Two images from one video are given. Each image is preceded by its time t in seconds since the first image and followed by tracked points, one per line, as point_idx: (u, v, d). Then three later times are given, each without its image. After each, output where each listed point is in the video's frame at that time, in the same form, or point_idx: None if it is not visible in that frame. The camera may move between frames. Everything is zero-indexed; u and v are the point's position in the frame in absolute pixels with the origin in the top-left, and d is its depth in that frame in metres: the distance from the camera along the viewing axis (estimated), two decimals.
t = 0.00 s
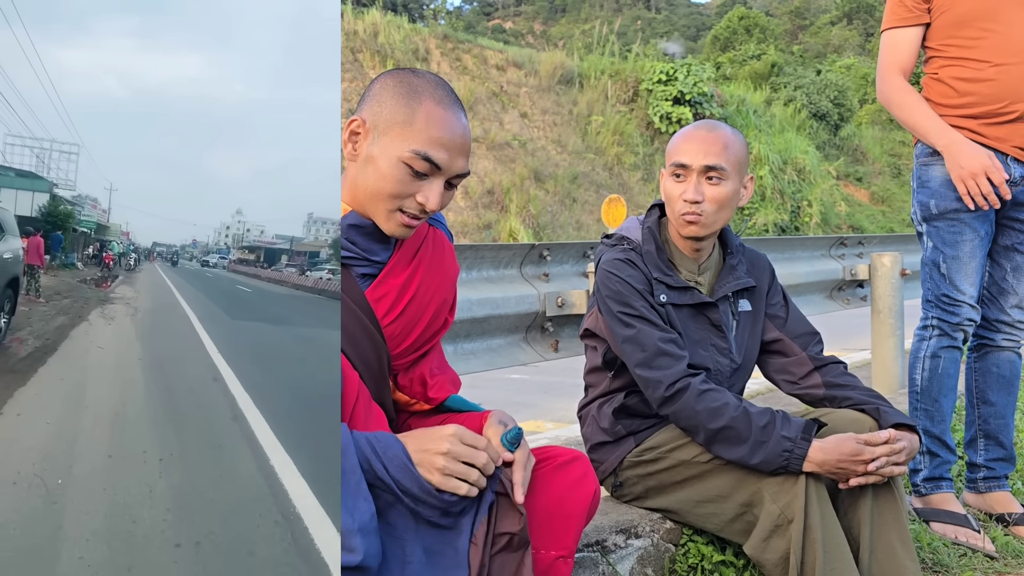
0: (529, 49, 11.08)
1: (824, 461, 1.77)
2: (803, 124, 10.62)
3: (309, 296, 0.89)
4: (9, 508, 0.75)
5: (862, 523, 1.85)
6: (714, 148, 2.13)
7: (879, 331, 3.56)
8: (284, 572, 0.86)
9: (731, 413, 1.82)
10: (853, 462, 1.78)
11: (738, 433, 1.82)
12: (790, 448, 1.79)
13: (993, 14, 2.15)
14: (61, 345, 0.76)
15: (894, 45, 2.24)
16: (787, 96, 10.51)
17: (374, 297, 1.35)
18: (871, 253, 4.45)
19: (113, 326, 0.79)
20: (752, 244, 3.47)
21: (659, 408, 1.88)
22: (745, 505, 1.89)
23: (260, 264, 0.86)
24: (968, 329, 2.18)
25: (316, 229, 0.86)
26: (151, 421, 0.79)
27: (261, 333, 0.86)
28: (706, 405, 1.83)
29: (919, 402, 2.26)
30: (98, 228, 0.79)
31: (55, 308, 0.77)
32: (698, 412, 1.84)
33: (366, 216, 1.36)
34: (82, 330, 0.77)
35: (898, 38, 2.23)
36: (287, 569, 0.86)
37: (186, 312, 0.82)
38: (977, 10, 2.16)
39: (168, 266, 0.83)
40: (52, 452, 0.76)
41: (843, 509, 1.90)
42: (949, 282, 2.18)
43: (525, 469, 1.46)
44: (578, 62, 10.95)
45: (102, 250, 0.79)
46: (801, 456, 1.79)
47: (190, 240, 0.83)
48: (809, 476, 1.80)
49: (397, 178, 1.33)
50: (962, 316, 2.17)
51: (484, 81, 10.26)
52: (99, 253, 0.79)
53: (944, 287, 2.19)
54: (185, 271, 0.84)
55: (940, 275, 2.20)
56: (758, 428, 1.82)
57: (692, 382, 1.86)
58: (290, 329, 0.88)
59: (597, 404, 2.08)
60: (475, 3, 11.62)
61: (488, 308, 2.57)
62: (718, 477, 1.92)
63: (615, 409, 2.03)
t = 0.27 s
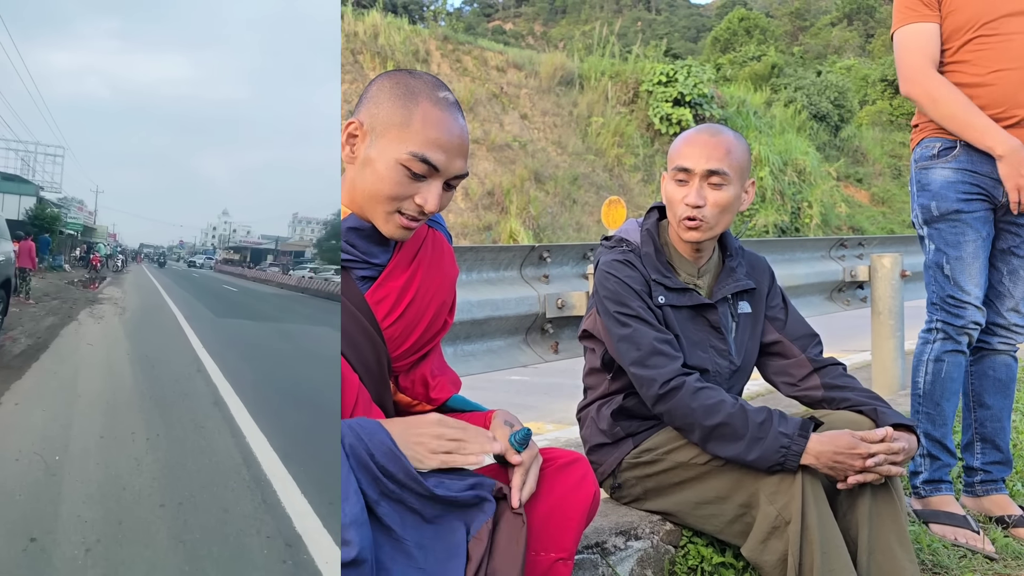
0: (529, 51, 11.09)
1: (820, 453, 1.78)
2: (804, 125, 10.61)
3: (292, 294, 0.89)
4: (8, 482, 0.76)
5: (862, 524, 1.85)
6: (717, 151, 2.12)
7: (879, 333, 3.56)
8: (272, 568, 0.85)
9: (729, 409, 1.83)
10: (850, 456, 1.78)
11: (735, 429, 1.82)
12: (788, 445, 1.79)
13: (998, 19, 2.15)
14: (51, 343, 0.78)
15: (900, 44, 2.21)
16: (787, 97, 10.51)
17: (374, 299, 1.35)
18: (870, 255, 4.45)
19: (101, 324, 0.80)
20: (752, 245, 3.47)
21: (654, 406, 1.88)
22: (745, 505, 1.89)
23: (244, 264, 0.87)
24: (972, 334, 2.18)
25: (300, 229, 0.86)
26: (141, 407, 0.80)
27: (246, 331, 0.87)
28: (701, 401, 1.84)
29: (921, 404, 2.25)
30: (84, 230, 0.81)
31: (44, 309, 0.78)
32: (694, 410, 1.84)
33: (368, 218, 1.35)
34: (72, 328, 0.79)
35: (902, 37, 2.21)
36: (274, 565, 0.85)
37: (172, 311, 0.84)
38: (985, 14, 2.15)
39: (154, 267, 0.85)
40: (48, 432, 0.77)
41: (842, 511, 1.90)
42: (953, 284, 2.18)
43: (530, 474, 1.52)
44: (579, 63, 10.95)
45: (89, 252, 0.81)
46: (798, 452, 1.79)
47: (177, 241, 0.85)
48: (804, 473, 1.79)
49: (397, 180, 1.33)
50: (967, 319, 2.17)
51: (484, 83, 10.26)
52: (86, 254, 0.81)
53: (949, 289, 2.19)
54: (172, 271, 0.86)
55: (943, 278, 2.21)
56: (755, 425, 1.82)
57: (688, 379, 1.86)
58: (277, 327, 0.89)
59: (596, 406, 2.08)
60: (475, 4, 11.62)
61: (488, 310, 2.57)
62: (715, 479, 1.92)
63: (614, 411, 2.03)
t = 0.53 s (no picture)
0: (529, 51, 11.08)
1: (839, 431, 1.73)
2: (803, 125, 10.61)
3: (261, 290, 0.89)
4: None
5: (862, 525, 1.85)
6: (722, 151, 2.11)
7: (879, 333, 3.56)
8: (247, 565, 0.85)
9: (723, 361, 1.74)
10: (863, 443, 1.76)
11: (729, 382, 1.72)
12: (786, 385, 1.71)
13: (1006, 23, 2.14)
14: (23, 340, 0.78)
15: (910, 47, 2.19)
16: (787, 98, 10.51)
17: (374, 300, 1.35)
18: (870, 256, 4.45)
19: (71, 323, 0.80)
20: (752, 246, 3.47)
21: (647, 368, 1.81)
22: (743, 505, 1.88)
23: (213, 262, 0.87)
24: (996, 321, 2.12)
25: (268, 227, 0.86)
26: (111, 399, 0.80)
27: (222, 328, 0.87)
28: (695, 357, 1.76)
29: (947, 400, 2.22)
30: (52, 230, 0.81)
31: (14, 309, 0.78)
32: (688, 364, 1.76)
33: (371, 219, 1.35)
34: (42, 327, 0.79)
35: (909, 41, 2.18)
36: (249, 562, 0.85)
37: (142, 307, 0.84)
38: (995, 18, 2.14)
39: (124, 266, 0.85)
40: (22, 421, 0.77)
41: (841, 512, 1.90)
42: (973, 266, 2.12)
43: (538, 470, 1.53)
44: (579, 64, 10.95)
45: (57, 252, 0.81)
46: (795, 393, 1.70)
47: (147, 241, 0.85)
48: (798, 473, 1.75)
49: (398, 181, 1.33)
50: (987, 305, 2.11)
51: (484, 83, 10.26)
52: (54, 255, 0.81)
53: (968, 273, 2.13)
54: (142, 271, 0.86)
55: (963, 263, 2.14)
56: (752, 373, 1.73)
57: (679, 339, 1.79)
58: (248, 323, 0.88)
59: (596, 407, 2.09)
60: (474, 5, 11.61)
61: (488, 311, 2.57)
62: (714, 480, 1.92)
63: (613, 413, 2.04)
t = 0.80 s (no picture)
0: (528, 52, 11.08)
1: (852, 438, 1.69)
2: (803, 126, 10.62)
3: (222, 289, 0.87)
4: None
5: (862, 528, 1.84)
6: (726, 148, 2.11)
7: (879, 334, 3.56)
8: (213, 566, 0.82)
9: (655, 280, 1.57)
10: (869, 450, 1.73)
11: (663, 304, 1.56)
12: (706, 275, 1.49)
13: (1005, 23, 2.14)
14: None
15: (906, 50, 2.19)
16: (787, 98, 10.51)
17: (374, 300, 1.35)
18: (871, 256, 4.45)
19: (32, 323, 0.81)
20: (751, 247, 3.47)
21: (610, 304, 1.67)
22: (744, 505, 1.88)
23: (175, 262, 0.87)
24: (993, 353, 2.12)
25: (228, 228, 0.84)
26: (68, 391, 0.80)
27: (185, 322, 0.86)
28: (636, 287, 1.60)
29: (957, 433, 2.18)
30: (10, 232, 0.83)
31: None
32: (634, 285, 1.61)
33: (370, 220, 1.34)
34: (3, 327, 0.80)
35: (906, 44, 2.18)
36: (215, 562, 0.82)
37: (102, 307, 0.84)
38: (994, 15, 2.13)
39: (86, 268, 0.87)
40: None
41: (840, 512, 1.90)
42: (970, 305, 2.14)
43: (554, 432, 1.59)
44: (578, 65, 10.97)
45: (16, 254, 0.84)
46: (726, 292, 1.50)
47: (108, 241, 0.86)
48: (797, 473, 1.74)
49: (398, 181, 1.33)
50: (984, 338, 2.12)
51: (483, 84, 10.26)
52: (13, 257, 0.83)
53: (966, 309, 2.15)
54: (105, 272, 0.87)
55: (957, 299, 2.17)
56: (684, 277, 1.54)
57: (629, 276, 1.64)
58: (210, 322, 0.86)
59: (595, 407, 2.08)
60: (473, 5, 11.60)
61: (488, 311, 2.57)
62: (714, 479, 1.91)
63: (611, 413, 2.03)
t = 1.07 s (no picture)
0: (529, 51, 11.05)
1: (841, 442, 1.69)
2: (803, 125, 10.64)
3: (161, 285, 0.83)
4: None
5: (863, 529, 1.85)
6: (726, 147, 2.14)
7: (879, 333, 3.56)
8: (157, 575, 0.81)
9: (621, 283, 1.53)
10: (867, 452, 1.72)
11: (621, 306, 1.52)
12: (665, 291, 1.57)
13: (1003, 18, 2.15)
14: None
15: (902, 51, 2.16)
16: (787, 97, 10.53)
17: (373, 300, 1.36)
18: (871, 255, 4.45)
19: None
20: (752, 246, 3.46)
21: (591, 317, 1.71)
22: (743, 505, 1.88)
23: (115, 259, 0.83)
24: (996, 358, 2.12)
25: (170, 225, 0.81)
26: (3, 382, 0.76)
27: (133, 327, 0.83)
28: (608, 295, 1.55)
29: (960, 440, 2.18)
30: None
31: None
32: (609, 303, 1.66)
33: (370, 219, 1.35)
34: None
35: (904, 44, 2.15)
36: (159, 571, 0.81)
37: (40, 305, 0.79)
38: (994, 11, 2.14)
39: (23, 265, 0.79)
40: None
41: (840, 511, 1.89)
42: (971, 311, 2.14)
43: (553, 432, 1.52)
44: (578, 64, 10.97)
45: None
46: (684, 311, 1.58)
47: (46, 237, 0.79)
48: (795, 472, 1.75)
49: (397, 180, 1.32)
50: (987, 345, 2.12)
51: (484, 83, 10.25)
52: None
53: (967, 316, 2.15)
54: (42, 268, 0.81)
55: (960, 302, 2.16)
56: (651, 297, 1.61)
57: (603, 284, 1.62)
58: (152, 318, 0.83)
59: (593, 407, 2.09)
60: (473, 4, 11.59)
61: (488, 311, 2.56)
62: (713, 479, 1.91)
63: (610, 413, 2.03)
